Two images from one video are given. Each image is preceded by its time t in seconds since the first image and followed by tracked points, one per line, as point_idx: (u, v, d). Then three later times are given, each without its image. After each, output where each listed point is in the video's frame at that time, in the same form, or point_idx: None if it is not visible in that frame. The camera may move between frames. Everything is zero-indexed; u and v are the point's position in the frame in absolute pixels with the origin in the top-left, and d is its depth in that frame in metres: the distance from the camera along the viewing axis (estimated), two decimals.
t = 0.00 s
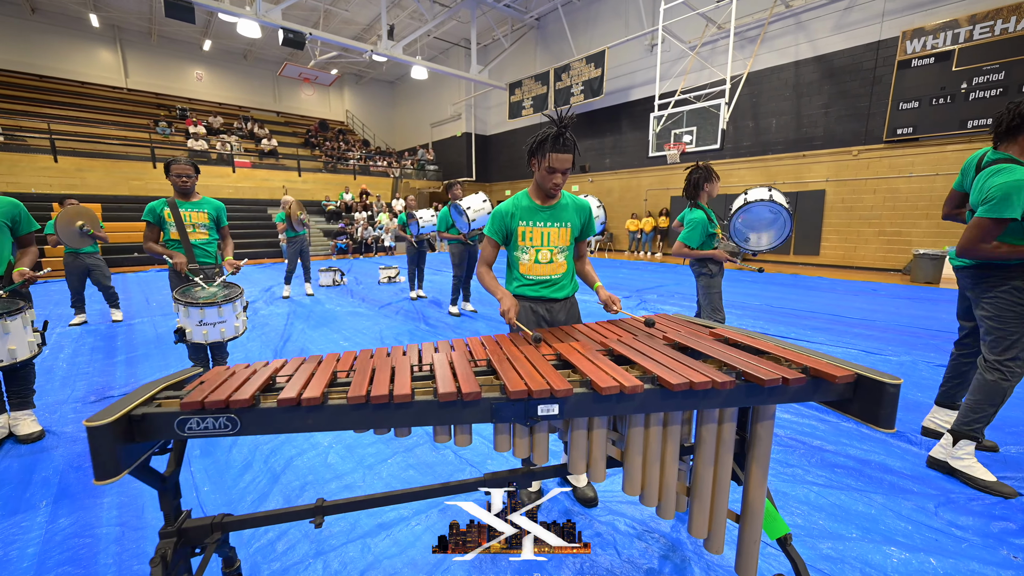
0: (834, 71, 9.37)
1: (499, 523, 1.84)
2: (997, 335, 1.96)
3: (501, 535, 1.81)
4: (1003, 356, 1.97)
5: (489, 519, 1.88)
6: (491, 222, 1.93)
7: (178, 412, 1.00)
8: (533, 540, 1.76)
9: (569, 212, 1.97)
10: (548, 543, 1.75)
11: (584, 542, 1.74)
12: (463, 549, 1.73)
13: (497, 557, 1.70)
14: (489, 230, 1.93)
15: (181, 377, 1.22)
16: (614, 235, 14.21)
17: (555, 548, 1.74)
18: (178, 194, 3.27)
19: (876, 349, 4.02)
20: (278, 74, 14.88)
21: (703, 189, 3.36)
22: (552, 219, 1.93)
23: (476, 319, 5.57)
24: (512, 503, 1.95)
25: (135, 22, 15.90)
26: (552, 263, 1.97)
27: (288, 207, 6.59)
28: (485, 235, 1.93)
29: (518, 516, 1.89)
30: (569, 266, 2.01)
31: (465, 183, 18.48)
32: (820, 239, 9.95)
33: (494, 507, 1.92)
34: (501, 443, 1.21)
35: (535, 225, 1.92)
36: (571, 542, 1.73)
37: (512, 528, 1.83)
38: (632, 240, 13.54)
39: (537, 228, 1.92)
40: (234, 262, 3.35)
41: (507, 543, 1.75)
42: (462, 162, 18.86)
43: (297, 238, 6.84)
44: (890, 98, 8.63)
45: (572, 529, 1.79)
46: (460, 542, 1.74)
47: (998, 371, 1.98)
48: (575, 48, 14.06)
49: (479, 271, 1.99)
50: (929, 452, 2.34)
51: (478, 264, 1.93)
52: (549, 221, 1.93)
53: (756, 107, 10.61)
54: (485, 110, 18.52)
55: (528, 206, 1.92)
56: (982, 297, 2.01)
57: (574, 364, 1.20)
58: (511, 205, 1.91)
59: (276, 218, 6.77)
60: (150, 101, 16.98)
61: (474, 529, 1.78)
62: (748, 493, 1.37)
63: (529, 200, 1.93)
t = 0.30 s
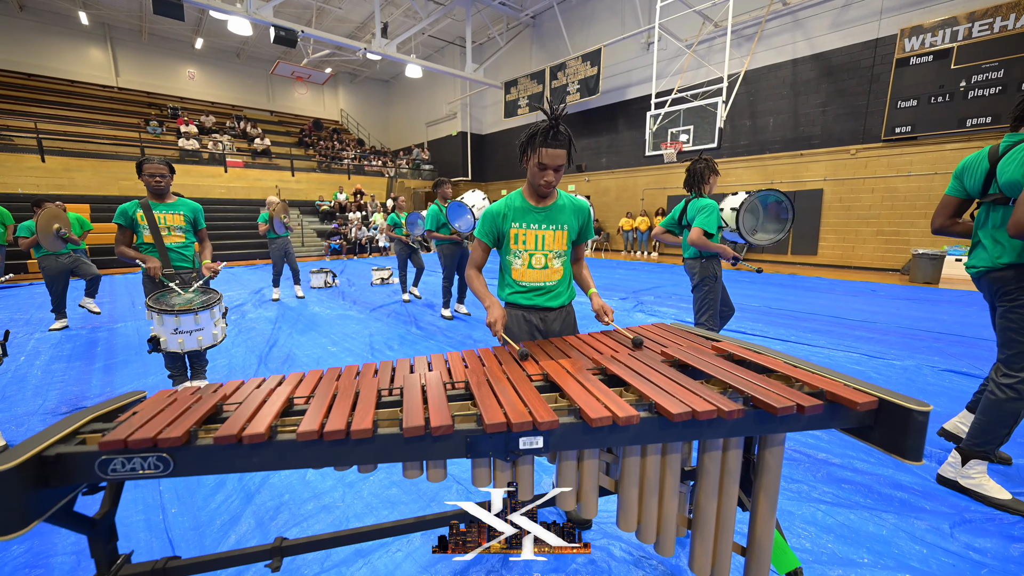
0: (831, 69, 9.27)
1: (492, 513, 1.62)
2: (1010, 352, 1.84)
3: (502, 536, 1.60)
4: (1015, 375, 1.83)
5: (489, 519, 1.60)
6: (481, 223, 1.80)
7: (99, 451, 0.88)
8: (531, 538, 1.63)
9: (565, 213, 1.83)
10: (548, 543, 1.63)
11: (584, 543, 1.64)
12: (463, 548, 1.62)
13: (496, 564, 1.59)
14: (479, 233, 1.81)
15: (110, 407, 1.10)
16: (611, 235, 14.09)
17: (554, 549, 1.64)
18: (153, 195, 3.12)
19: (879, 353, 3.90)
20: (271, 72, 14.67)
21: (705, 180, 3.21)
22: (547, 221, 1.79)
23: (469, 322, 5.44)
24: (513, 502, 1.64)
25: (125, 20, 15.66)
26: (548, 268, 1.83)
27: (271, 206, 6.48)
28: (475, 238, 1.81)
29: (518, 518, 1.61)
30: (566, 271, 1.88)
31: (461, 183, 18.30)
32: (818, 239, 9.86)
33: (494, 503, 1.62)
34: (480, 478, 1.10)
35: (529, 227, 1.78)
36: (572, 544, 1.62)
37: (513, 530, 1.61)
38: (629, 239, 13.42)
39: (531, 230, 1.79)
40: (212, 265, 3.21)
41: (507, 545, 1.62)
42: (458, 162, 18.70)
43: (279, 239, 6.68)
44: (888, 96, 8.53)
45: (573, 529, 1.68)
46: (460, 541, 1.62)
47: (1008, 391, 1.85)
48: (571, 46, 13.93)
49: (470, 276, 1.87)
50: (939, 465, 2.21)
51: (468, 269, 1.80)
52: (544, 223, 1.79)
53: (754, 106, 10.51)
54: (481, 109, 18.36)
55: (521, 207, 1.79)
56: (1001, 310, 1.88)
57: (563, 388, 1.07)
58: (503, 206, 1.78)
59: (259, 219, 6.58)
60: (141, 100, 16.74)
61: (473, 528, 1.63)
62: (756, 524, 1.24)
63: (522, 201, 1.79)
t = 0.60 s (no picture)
0: (832, 66, 9.17)
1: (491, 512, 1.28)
2: None
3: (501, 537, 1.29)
4: None
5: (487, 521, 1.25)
6: (476, 221, 1.71)
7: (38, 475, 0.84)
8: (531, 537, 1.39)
9: (565, 210, 1.74)
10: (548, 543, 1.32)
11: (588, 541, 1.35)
12: (463, 549, 1.39)
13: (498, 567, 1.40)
14: (475, 231, 1.72)
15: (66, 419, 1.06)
16: (610, 234, 13.99)
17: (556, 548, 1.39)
18: (138, 193, 3.02)
19: (885, 354, 3.81)
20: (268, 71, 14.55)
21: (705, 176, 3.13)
22: (545, 218, 1.70)
23: (466, 322, 5.34)
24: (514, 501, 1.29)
25: (122, 19, 15.53)
26: (547, 268, 1.74)
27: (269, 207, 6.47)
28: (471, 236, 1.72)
29: (518, 516, 1.29)
30: (566, 270, 1.78)
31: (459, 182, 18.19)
32: (819, 238, 9.77)
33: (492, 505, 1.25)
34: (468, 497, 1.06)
35: (526, 225, 1.69)
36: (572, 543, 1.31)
37: (513, 528, 1.30)
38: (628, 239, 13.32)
39: (529, 228, 1.69)
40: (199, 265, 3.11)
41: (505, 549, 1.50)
42: (456, 161, 18.60)
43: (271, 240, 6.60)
44: (890, 94, 8.44)
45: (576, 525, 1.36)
46: (459, 542, 1.38)
47: None
48: (570, 45, 13.83)
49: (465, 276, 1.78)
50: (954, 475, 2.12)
51: (463, 269, 1.71)
52: (543, 221, 1.70)
53: (754, 104, 10.42)
54: (479, 108, 18.24)
55: (519, 204, 1.69)
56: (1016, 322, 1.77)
57: (559, 398, 0.98)
58: (499, 203, 1.69)
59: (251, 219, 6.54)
60: (138, 99, 16.62)
61: (472, 526, 1.38)
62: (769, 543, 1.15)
63: (520, 197, 1.70)
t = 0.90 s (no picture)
0: (835, 64, 9.09)
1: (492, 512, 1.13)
2: None
3: (503, 539, 1.12)
4: None
5: (488, 519, 1.10)
6: (467, 215, 1.63)
7: None
8: (532, 536, 1.18)
9: (559, 206, 1.68)
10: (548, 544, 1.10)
11: (590, 542, 1.10)
12: (462, 549, 1.22)
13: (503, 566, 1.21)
14: (465, 225, 1.63)
15: (35, 422, 1.00)
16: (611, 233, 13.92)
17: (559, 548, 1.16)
18: (130, 190, 2.97)
19: (892, 354, 3.74)
20: (267, 70, 14.50)
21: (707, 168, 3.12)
22: (539, 214, 1.64)
23: (466, 322, 5.28)
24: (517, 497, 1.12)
25: (121, 19, 15.49)
26: (539, 265, 1.67)
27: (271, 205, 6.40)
28: (460, 231, 1.64)
29: (519, 516, 1.13)
30: (559, 269, 1.72)
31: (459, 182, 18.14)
32: (822, 237, 9.69)
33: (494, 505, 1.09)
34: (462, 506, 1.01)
35: (519, 221, 1.63)
36: (574, 545, 1.08)
37: (513, 528, 1.15)
38: (629, 238, 13.25)
39: (522, 224, 1.63)
40: (193, 264, 3.06)
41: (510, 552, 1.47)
42: (456, 161, 18.54)
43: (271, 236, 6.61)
44: (894, 92, 8.36)
45: (578, 525, 1.12)
46: (459, 541, 1.22)
47: None
48: (570, 43, 13.77)
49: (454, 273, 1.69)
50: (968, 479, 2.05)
51: (453, 266, 1.62)
52: (537, 217, 1.64)
53: (756, 102, 10.34)
54: (479, 108, 18.17)
55: (511, 199, 1.63)
56: (1002, 311, 1.72)
57: (558, 401, 0.92)
58: (491, 197, 1.62)
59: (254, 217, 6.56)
60: (138, 99, 16.60)
61: (471, 524, 1.21)
62: (781, 554, 1.08)
63: (513, 192, 1.63)
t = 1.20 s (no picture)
0: (842, 60, 8.96)
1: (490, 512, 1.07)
2: None
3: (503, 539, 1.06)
4: None
5: (488, 519, 1.04)
6: (451, 212, 1.58)
7: None
8: (532, 536, 1.12)
9: (546, 202, 1.64)
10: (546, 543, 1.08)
11: (588, 541, 1.08)
12: (462, 549, 1.16)
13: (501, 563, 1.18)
14: (448, 223, 1.58)
15: (11, 424, 0.99)
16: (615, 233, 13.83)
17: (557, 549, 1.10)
18: (129, 190, 2.96)
19: (901, 355, 3.65)
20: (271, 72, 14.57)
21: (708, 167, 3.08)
22: (525, 211, 1.59)
23: (467, 322, 5.25)
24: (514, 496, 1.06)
25: (128, 22, 15.64)
26: (527, 264, 1.62)
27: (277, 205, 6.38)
28: (443, 229, 1.58)
29: (519, 516, 1.06)
30: (548, 267, 1.67)
31: (463, 182, 18.12)
32: (829, 236, 9.56)
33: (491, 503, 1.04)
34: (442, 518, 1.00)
35: (505, 217, 1.58)
36: (574, 544, 1.06)
37: (513, 528, 1.08)
38: (633, 237, 13.15)
39: (508, 221, 1.58)
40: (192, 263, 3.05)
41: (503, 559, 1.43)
42: (459, 161, 18.53)
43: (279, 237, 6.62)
44: (903, 88, 8.21)
45: (577, 523, 1.08)
46: (459, 541, 1.15)
47: None
48: (573, 42, 13.70)
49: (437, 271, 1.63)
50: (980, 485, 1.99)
51: (436, 264, 1.57)
52: (523, 213, 1.59)
53: (761, 99, 10.21)
54: (483, 108, 18.15)
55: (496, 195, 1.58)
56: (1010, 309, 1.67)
57: (542, 406, 0.89)
58: (475, 192, 1.57)
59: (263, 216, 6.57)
60: (145, 101, 16.74)
61: (471, 523, 1.15)
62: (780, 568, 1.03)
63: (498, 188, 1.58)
